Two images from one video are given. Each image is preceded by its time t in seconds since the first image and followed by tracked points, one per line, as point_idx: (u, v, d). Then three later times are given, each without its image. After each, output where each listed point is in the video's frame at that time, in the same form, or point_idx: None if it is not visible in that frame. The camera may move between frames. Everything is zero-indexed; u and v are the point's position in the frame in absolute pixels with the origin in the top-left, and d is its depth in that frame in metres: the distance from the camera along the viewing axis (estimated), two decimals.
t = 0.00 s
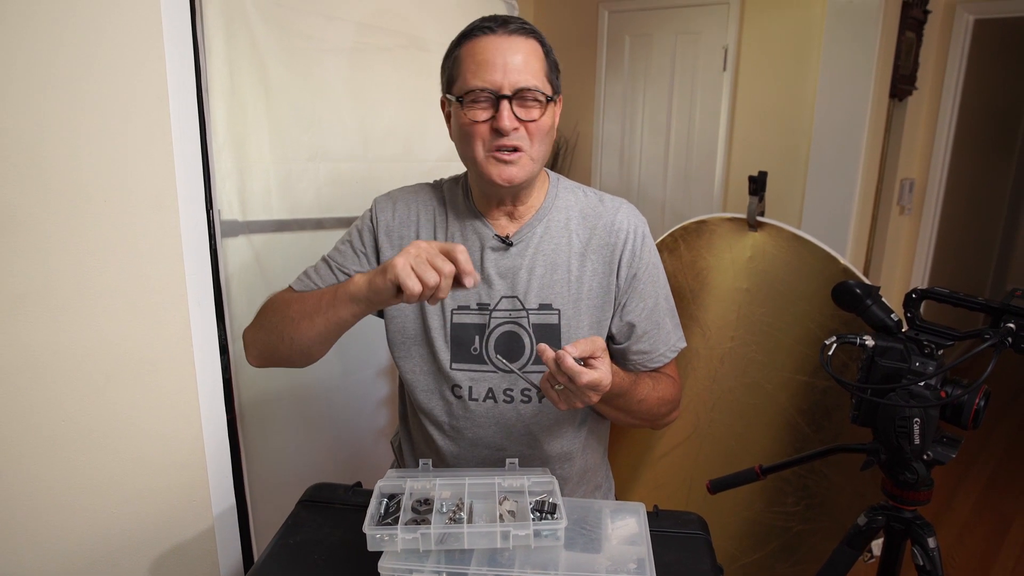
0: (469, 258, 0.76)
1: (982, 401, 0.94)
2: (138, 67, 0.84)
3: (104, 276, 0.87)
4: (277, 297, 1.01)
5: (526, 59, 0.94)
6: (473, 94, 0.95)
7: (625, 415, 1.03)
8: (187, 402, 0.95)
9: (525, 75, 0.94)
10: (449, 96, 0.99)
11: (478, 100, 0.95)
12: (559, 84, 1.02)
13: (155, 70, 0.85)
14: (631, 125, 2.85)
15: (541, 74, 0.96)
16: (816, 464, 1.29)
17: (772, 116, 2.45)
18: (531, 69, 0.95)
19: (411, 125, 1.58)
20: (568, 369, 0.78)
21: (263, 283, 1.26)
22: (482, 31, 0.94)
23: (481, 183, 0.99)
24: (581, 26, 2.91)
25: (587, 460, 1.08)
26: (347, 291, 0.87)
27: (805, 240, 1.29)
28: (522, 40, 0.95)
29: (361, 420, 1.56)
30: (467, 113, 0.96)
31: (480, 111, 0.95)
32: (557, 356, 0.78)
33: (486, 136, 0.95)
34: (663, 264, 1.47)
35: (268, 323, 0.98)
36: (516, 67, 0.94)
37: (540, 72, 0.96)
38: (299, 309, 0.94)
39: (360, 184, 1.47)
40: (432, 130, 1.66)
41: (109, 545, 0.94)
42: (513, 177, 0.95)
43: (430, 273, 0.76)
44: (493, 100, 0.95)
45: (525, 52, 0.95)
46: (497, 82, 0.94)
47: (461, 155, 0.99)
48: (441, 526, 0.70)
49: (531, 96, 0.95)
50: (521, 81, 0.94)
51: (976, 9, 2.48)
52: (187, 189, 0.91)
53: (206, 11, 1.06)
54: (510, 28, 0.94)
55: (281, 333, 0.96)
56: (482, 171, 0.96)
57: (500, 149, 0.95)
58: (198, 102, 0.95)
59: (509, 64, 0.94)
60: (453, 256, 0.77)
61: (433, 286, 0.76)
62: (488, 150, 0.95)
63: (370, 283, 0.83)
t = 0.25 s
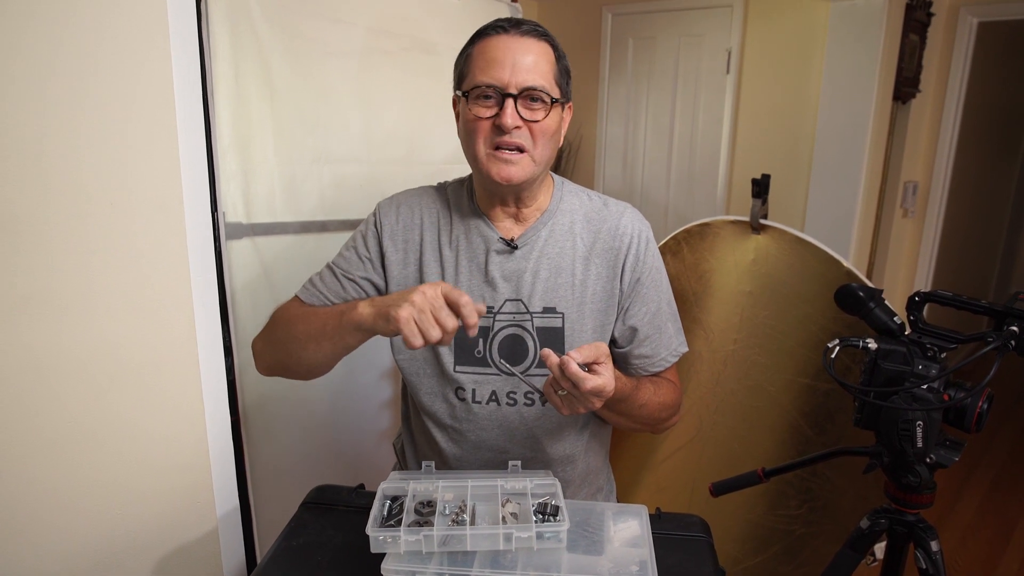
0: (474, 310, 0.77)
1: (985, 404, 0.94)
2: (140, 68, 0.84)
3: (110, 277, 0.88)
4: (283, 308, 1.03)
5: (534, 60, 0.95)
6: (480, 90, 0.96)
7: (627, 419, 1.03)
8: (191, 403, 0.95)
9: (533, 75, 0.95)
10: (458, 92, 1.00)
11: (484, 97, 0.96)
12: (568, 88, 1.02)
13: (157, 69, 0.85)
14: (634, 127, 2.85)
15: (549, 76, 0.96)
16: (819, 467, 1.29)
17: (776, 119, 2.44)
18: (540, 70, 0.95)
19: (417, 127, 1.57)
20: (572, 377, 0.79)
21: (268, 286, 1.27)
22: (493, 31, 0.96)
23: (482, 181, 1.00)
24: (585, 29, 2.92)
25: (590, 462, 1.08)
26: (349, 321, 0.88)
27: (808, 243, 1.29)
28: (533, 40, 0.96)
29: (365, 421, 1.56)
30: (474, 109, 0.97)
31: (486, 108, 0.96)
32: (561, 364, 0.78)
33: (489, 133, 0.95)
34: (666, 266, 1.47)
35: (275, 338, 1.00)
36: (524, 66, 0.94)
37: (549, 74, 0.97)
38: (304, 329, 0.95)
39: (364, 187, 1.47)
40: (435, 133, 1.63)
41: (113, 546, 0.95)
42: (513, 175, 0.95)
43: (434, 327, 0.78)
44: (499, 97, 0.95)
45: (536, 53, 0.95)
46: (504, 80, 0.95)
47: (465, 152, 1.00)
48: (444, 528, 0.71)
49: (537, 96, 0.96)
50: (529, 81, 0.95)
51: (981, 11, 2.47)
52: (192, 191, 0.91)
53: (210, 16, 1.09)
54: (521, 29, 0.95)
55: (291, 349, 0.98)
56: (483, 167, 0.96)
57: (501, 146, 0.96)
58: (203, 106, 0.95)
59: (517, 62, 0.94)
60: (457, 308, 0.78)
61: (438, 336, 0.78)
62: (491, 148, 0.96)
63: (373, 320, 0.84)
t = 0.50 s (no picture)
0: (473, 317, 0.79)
1: (981, 404, 0.94)
2: (140, 70, 0.85)
3: (109, 279, 0.88)
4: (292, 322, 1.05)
5: (526, 57, 0.96)
6: (475, 90, 0.96)
7: (626, 419, 1.03)
8: (190, 404, 0.95)
9: (526, 72, 0.96)
10: (452, 95, 1.01)
11: (478, 96, 0.97)
12: (561, 87, 1.03)
13: (154, 71, 0.85)
14: (632, 128, 2.86)
15: (541, 72, 0.97)
16: (816, 467, 1.30)
17: (773, 120, 2.45)
18: (532, 68, 0.96)
19: (415, 129, 1.57)
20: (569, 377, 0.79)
21: (266, 288, 1.27)
22: (485, 32, 0.97)
23: (480, 181, 0.99)
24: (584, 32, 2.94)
25: (588, 463, 1.09)
26: (354, 343, 0.90)
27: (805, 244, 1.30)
28: (524, 39, 0.97)
29: (364, 422, 1.56)
30: (469, 109, 0.97)
31: (481, 107, 0.96)
32: (557, 364, 0.79)
33: (486, 131, 0.96)
34: (664, 267, 1.48)
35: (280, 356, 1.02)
36: (516, 63, 0.95)
37: (541, 71, 0.97)
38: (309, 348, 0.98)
39: (362, 189, 1.47)
40: (435, 135, 1.63)
41: (112, 548, 0.95)
42: (512, 174, 0.95)
43: (443, 345, 0.81)
44: (494, 96, 0.96)
45: (527, 51, 0.96)
46: (497, 78, 0.95)
47: (463, 154, 1.00)
48: (443, 529, 0.71)
49: (531, 92, 0.96)
50: (522, 78, 0.95)
51: (977, 13, 2.48)
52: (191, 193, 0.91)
53: (210, 20, 1.10)
54: (512, 29, 0.97)
55: (297, 366, 1.01)
56: (484, 167, 0.96)
57: (498, 145, 0.95)
58: (202, 108, 0.95)
59: (510, 60, 0.95)
60: (458, 320, 0.80)
61: (449, 349, 0.82)
62: (489, 147, 0.96)
63: (379, 342, 0.86)
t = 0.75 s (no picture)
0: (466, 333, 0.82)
1: (981, 402, 0.95)
2: (140, 70, 0.85)
3: (109, 278, 0.88)
4: (303, 334, 1.10)
5: (528, 54, 0.96)
6: (476, 86, 0.97)
7: (628, 418, 1.03)
8: (192, 402, 0.96)
9: (528, 69, 0.96)
10: (454, 91, 1.01)
11: (480, 93, 0.97)
12: (562, 85, 1.03)
13: (154, 73, 0.86)
14: (632, 127, 2.86)
15: (543, 69, 0.97)
16: (816, 465, 1.30)
17: (772, 119, 2.45)
18: (534, 64, 0.96)
19: (415, 129, 1.57)
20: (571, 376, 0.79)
21: (266, 288, 1.28)
22: (488, 29, 0.97)
23: (481, 178, 0.99)
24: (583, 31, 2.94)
25: (589, 461, 1.09)
26: (356, 355, 0.94)
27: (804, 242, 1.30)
28: (526, 36, 0.97)
29: (364, 421, 1.56)
30: (470, 105, 0.97)
31: (482, 103, 0.96)
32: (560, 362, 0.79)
33: (487, 126, 0.95)
34: (664, 266, 1.48)
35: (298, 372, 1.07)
36: (518, 60, 0.96)
37: (543, 68, 0.97)
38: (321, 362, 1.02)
39: (362, 189, 1.47)
40: (436, 134, 1.63)
41: (114, 547, 0.95)
42: (512, 168, 0.95)
43: (436, 360, 0.84)
44: (496, 92, 0.96)
45: (530, 48, 0.97)
46: (499, 74, 0.95)
47: (462, 149, 1.00)
48: (443, 527, 0.71)
49: (533, 89, 0.97)
50: (524, 74, 0.96)
51: (976, 11, 2.48)
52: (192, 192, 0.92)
53: (209, 20, 1.10)
54: (514, 26, 0.97)
55: (314, 380, 1.06)
56: (483, 161, 0.96)
57: (499, 140, 0.96)
58: (201, 107, 0.95)
59: (512, 56, 0.95)
60: (452, 335, 0.83)
61: (442, 365, 0.85)
62: (489, 141, 0.96)
63: (377, 354, 0.90)
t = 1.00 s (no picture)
0: (461, 370, 0.84)
1: (980, 403, 0.95)
2: (140, 70, 0.86)
3: (108, 278, 0.88)
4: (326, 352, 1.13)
5: (529, 59, 0.96)
6: (477, 90, 0.96)
7: (627, 422, 1.04)
8: (191, 402, 0.96)
9: (529, 73, 0.96)
10: (454, 94, 1.01)
11: (480, 97, 0.97)
12: (563, 89, 1.03)
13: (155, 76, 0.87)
14: (632, 128, 2.86)
15: (544, 73, 0.97)
16: (815, 466, 1.30)
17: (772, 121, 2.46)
18: (535, 69, 0.96)
19: (414, 129, 1.57)
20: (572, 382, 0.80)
21: (265, 288, 1.27)
22: (489, 31, 0.97)
23: (481, 181, 1.00)
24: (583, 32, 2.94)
25: (587, 462, 1.09)
26: (365, 385, 0.97)
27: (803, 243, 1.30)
28: (528, 40, 0.97)
29: (363, 423, 1.56)
30: (471, 108, 0.97)
31: (483, 107, 0.96)
32: (562, 368, 0.79)
33: (487, 130, 0.96)
34: (664, 267, 1.48)
35: (321, 391, 1.11)
36: (520, 64, 0.96)
37: (544, 73, 0.98)
38: (338, 385, 1.06)
39: (362, 190, 1.47)
40: (435, 135, 1.63)
41: (112, 548, 0.95)
42: (512, 173, 0.95)
43: (432, 397, 0.86)
44: (496, 96, 0.96)
45: (531, 52, 0.97)
46: (501, 78, 0.95)
47: (462, 152, 1.00)
48: (442, 528, 0.71)
49: (534, 94, 0.97)
50: (525, 79, 0.96)
51: (976, 13, 2.49)
52: (192, 191, 0.92)
53: (210, 21, 1.10)
54: (516, 29, 0.97)
55: (336, 400, 1.09)
56: (482, 165, 0.96)
57: (499, 144, 0.96)
58: (201, 107, 0.95)
59: (513, 60, 0.95)
60: (447, 373, 0.85)
61: (439, 400, 0.86)
62: (489, 145, 0.96)
63: (380, 386, 0.93)
